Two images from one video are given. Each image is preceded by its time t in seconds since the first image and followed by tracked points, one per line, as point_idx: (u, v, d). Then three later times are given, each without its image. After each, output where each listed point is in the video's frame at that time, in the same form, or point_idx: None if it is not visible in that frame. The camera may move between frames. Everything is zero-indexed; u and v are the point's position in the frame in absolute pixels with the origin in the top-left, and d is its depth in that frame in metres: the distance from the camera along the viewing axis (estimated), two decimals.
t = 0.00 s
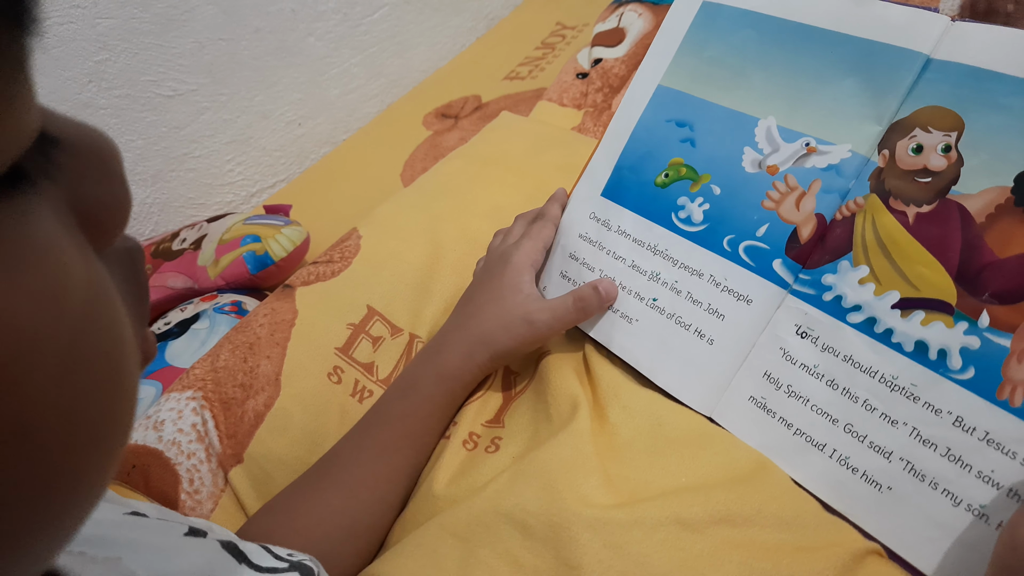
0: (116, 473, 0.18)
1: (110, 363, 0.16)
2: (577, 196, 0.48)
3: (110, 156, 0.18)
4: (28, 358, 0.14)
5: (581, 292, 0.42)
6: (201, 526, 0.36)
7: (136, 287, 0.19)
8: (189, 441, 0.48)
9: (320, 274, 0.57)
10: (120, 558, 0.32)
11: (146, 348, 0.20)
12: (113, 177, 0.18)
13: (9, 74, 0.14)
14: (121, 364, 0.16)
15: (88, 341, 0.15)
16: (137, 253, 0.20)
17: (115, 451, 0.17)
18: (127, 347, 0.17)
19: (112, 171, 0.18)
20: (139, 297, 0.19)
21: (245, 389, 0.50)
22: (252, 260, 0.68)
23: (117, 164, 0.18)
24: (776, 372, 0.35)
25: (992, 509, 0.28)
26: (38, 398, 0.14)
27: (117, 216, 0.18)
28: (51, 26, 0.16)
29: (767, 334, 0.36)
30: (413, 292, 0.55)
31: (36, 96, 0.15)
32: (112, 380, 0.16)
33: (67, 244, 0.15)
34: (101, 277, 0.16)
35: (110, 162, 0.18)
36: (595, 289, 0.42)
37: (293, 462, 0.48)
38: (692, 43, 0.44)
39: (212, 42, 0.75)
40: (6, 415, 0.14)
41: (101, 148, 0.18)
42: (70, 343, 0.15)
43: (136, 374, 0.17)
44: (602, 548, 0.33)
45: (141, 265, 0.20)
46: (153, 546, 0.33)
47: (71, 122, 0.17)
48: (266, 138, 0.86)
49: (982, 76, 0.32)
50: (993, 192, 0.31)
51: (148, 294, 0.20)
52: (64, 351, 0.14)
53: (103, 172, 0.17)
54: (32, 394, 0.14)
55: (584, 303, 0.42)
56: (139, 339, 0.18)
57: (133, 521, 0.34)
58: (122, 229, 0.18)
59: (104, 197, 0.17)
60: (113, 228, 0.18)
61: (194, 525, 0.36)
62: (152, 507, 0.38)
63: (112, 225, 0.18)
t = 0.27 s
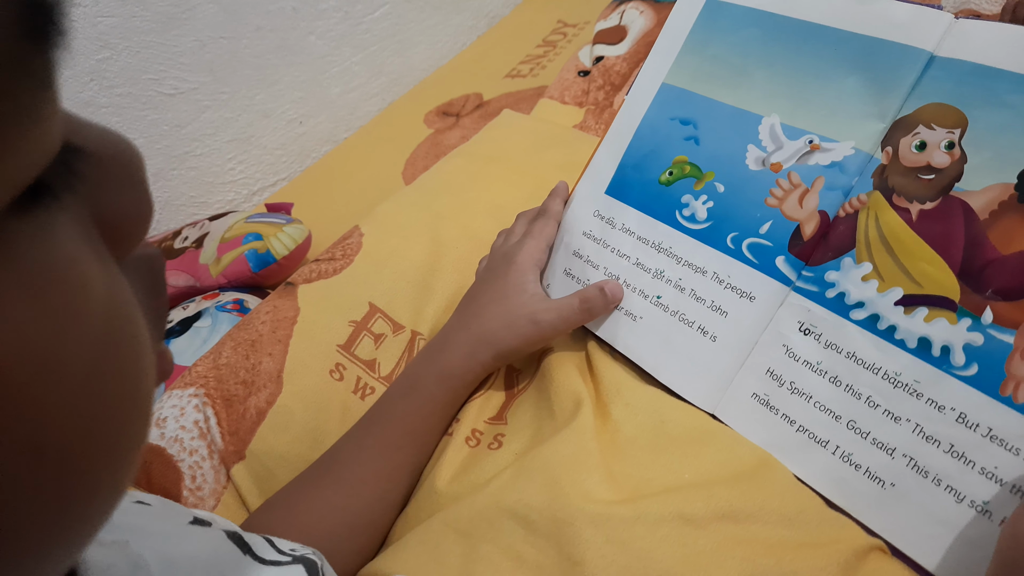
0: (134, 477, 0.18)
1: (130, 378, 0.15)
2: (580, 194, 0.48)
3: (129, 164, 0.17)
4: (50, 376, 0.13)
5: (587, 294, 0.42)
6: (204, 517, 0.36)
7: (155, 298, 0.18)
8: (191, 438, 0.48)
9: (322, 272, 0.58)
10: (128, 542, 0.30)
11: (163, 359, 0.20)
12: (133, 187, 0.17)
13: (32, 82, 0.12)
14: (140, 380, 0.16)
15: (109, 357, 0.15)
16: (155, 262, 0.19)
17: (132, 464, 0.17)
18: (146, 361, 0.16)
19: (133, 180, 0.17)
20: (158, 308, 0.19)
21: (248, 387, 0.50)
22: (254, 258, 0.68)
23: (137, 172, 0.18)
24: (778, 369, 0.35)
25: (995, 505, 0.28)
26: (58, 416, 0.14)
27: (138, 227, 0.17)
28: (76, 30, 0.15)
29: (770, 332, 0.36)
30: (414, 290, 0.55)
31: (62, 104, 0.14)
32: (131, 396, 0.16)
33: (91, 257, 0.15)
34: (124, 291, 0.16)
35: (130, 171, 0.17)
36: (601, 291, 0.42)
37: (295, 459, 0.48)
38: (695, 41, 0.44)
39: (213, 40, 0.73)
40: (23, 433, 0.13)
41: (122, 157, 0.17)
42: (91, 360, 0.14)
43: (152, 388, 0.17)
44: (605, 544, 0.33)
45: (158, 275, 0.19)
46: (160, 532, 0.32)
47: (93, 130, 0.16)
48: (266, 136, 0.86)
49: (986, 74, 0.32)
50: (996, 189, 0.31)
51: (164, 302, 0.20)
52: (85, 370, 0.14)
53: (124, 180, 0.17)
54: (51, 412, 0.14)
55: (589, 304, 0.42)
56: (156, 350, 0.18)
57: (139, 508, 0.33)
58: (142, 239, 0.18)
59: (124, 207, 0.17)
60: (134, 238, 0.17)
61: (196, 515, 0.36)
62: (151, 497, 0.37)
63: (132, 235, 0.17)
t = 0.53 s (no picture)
0: (136, 475, 0.18)
1: (132, 380, 0.15)
2: (582, 192, 0.48)
3: (135, 166, 0.17)
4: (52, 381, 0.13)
5: (589, 292, 0.42)
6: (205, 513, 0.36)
7: (157, 300, 0.18)
8: (191, 436, 0.48)
9: (323, 270, 0.57)
10: (128, 536, 0.30)
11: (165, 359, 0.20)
12: (138, 188, 0.17)
13: (35, 85, 0.12)
14: (141, 382, 0.16)
15: (111, 360, 0.15)
16: (159, 265, 0.19)
17: (135, 464, 0.17)
18: (147, 363, 0.16)
19: (139, 183, 0.17)
20: (159, 309, 0.19)
21: (248, 385, 0.50)
22: (255, 256, 0.69)
23: (141, 174, 0.17)
24: (779, 366, 0.35)
25: (996, 502, 0.28)
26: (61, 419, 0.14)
27: (142, 229, 0.17)
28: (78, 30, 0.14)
29: (772, 329, 0.36)
30: (415, 287, 0.55)
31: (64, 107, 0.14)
32: (133, 398, 0.16)
33: (94, 260, 0.14)
34: (125, 292, 0.15)
35: (136, 173, 0.17)
36: (603, 290, 0.42)
37: (296, 457, 0.48)
38: (697, 38, 0.44)
39: (214, 38, 0.73)
40: (25, 435, 0.13)
41: (127, 157, 0.16)
42: (96, 363, 0.14)
43: (155, 389, 0.17)
44: (607, 539, 0.33)
45: (162, 277, 0.19)
46: (163, 524, 0.32)
47: (97, 133, 0.16)
48: (268, 135, 0.85)
49: (989, 70, 0.32)
50: (998, 186, 0.31)
51: (166, 300, 0.20)
52: (88, 374, 0.14)
53: (130, 182, 0.16)
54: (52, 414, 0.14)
55: (593, 303, 0.42)
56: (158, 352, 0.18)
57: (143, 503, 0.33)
58: (146, 240, 0.17)
59: (131, 210, 0.16)
60: (138, 240, 0.17)
61: (197, 511, 0.36)
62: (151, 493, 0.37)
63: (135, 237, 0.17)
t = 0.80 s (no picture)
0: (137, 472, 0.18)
1: (133, 378, 0.16)
2: (584, 191, 0.48)
3: (137, 167, 0.17)
4: (52, 377, 0.13)
5: (591, 291, 0.42)
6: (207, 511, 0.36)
7: (158, 301, 0.18)
8: (193, 436, 0.48)
9: (324, 269, 0.57)
10: (131, 531, 0.31)
11: (165, 357, 0.20)
12: (140, 189, 0.17)
13: (40, 83, 0.12)
14: (142, 380, 0.16)
15: (112, 357, 0.15)
16: (160, 265, 0.19)
17: (135, 461, 0.17)
18: (148, 361, 0.16)
19: (141, 184, 0.17)
20: (160, 309, 0.19)
21: (250, 384, 0.50)
22: (256, 256, 0.69)
23: (144, 176, 0.17)
24: (781, 364, 0.35)
25: (998, 499, 0.28)
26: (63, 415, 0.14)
27: (143, 230, 0.17)
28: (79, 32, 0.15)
29: (773, 327, 0.36)
30: (416, 286, 0.55)
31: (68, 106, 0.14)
32: (134, 395, 0.16)
33: (96, 259, 0.14)
34: (127, 292, 0.16)
35: (138, 174, 0.17)
36: (605, 289, 0.42)
37: (297, 456, 0.48)
38: (698, 36, 0.44)
39: (215, 37, 0.72)
40: (25, 430, 0.13)
41: (130, 159, 0.16)
42: (96, 359, 0.14)
43: (155, 388, 0.17)
44: (608, 538, 0.33)
45: (163, 277, 0.19)
46: (164, 522, 0.33)
47: (99, 133, 0.16)
48: (268, 134, 0.85)
49: (990, 68, 0.32)
50: (999, 183, 0.31)
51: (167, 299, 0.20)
52: (89, 370, 0.14)
53: (132, 183, 0.16)
54: (54, 411, 0.14)
55: (594, 303, 0.42)
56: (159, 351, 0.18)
57: (145, 502, 0.34)
58: (146, 241, 0.17)
59: (133, 210, 0.16)
60: (139, 241, 0.17)
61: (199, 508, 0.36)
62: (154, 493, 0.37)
63: (135, 237, 0.17)
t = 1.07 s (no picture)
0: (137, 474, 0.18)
1: (135, 377, 0.16)
2: (585, 191, 0.48)
3: (141, 171, 0.17)
4: (56, 374, 0.13)
5: (593, 292, 0.42)
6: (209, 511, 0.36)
7: (159, 302, 0.19)
8: (195, 437, 0.48)
9: (325, 270, 0.58)
10: (133, 531, 0.31)
11: (165, 360, 0.20)
12: (143, 192, 0.17)
13: (51, 84, 0.13)
14: (144, 380, 0.16)
15: (115, 355, 0.15)
16: (161, 265, 0.19)
17: (136, 462, 0.17)
18: (149, 361, 0.17)
19: (144, 186, 0.17)
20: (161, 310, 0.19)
21: (251, 385, 0.51)
22: (257, 257, 0.69)
23: (148, 181, 0.18)
24: (782, 365, 0.35)
25: (999, 500, 0.28)
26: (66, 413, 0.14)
27: (146, 230, 0.17)
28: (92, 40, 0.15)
29: (774, 327, 0.36)
30: (417, 287, 0.55)
31: (76, 109, 0.14)
32: (136, 395, 0.16)
33: (101, 258, 0.15)
34: (130, 291, 0.16)
35: (142, 178, 0.17)
36: (607, 290, 0.42)
37: (298, 456, 0.48)
38: (699, 36, 0.44)
39: (215, 38, 0.73)
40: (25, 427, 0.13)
41: (134, 161, 0.17)
42: (100, 357, 0.14)
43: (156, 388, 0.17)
44: (608, 539, 0.33)
45: (166, 281, 0.20)
46: (166, 522, 0.33)
47: (104, 135, 0.16)
48: (269, 135, 0.86)
49: (991, 67, 0.32)
50: (1000, 183, 0.31)
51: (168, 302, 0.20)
52: (92, 368, 0.14)
53: (136, 186, 0.17)
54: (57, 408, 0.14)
55: (596, 303, 0.42)
56: (161, 354, 0.18)
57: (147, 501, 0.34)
58: (149, 242, 0.18)
59: (136, 212, 0.17)
60: (143, 242, 0.17)
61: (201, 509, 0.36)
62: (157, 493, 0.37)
63: (138, 239, 0.17)
